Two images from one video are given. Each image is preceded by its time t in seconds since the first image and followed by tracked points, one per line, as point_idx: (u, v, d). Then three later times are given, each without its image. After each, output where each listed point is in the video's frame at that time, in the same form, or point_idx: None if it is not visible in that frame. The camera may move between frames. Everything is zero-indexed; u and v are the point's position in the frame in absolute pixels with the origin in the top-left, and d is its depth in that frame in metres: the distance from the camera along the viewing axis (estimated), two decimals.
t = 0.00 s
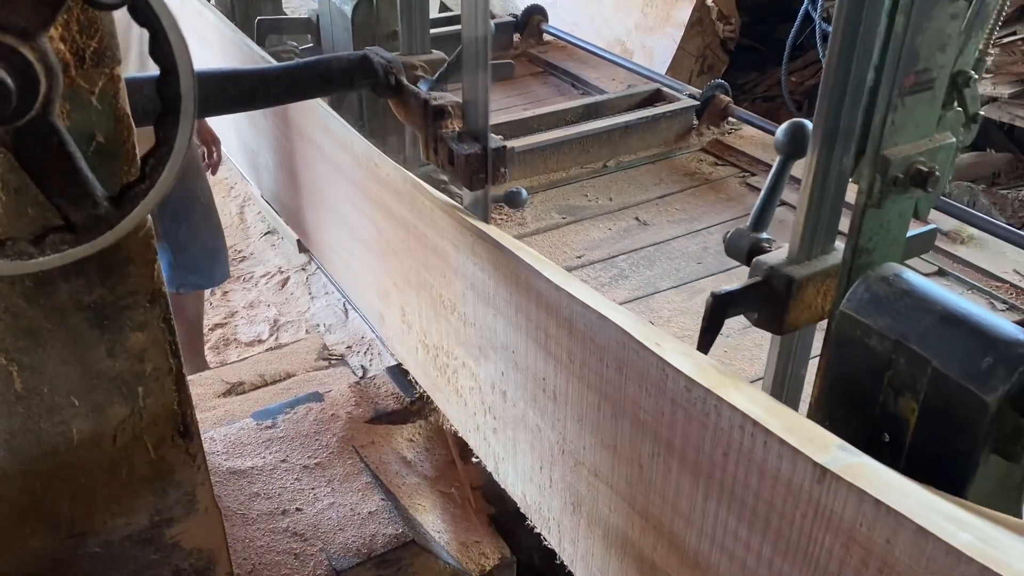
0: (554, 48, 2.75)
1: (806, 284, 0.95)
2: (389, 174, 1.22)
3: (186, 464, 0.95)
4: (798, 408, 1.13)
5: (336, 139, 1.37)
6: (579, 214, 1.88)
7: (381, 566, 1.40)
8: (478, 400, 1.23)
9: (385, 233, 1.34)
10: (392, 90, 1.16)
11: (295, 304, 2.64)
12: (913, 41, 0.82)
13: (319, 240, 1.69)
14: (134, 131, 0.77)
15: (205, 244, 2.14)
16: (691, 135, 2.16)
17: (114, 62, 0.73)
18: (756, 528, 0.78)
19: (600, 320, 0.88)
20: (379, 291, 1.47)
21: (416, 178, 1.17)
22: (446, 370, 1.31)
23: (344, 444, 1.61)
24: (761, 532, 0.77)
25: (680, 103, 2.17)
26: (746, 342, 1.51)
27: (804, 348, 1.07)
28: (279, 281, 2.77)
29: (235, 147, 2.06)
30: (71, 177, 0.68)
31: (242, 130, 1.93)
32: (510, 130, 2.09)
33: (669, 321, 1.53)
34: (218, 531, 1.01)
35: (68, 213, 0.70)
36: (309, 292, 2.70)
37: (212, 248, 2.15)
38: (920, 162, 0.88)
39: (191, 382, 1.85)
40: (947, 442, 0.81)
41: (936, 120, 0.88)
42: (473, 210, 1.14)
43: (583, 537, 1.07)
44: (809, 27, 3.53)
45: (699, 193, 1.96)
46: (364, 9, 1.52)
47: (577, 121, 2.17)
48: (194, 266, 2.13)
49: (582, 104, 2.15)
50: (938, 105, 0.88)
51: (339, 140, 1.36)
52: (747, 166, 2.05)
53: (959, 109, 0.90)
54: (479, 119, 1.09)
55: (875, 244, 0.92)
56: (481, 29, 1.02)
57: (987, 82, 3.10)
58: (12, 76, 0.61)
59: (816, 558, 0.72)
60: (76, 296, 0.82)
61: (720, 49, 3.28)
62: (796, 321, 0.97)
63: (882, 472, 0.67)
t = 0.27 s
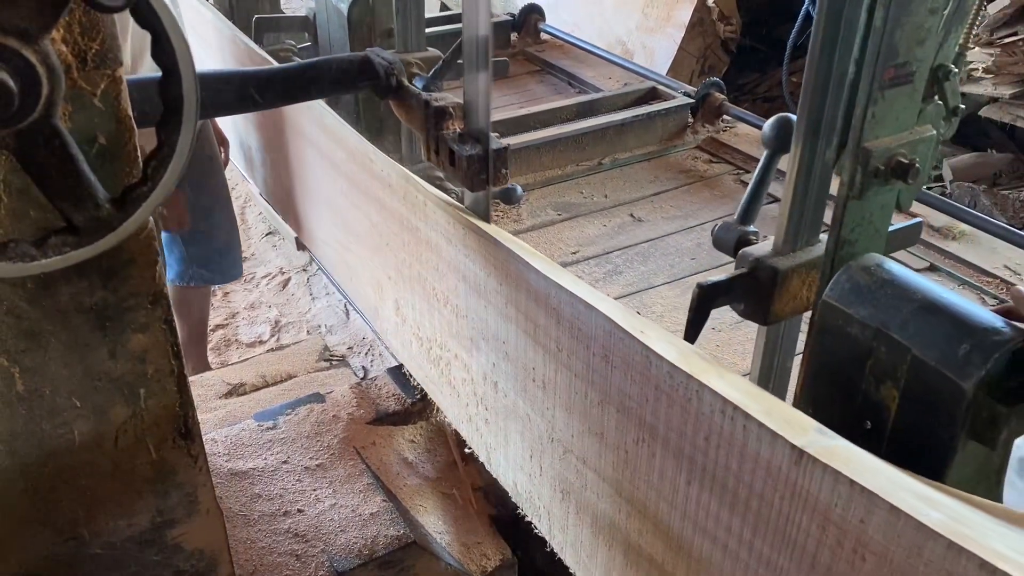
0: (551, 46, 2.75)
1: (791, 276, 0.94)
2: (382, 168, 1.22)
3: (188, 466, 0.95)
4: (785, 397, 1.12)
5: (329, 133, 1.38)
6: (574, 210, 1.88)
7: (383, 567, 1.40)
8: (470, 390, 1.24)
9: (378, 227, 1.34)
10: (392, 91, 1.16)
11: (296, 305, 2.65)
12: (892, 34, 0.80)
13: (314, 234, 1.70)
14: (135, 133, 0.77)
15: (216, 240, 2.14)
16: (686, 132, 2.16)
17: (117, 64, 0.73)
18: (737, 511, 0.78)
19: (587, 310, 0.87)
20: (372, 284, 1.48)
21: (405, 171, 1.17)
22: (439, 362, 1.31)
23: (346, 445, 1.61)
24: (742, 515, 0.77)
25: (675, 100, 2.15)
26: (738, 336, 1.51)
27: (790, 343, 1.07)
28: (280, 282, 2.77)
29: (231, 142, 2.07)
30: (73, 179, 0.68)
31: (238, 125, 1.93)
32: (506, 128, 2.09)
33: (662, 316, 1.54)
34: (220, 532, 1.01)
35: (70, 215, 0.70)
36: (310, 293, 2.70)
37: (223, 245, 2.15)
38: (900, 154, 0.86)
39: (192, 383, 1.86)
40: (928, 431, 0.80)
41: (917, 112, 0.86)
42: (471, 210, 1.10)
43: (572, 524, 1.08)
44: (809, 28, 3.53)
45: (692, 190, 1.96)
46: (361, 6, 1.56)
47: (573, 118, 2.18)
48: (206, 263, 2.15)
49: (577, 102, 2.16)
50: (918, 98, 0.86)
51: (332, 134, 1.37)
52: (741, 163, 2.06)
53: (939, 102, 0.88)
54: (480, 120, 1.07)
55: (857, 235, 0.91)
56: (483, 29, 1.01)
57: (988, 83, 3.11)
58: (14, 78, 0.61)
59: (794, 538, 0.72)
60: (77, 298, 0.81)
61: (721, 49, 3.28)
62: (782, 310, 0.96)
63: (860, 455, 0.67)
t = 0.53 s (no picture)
0: (547, 44, 2.76)
1: (774, 264, 1.01)
2: (375, 162, 1.25)
3: (189, 466, 0.95)
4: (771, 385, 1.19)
5: (323, 128, 1.41)
6: (567, 206, 1.88)
7: (384, 567, 1.40)
8: (462, 380, 1.27)
9: (371, 221, 1.37)
10: (394, 92, 1.17)
11: (297, 306, 2.64)
12: (869, 26, 0.85)
13: (307, 228, 1.72)
14: (137, 134, 0.77)
15: (225, 239, 2.15)
16: (680, 129, 2.16)
17: (118, 64, 0.73)
18: (726, 497, 0.80)
19: (573, 296, 0.91)
20: (365, 277, 1.50)
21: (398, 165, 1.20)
22: (432, 352, 1.34)
23: (348, 446, 1.61)
24: (720, 495, 0.81)
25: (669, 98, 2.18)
26: (728, 330, 1.52)
27: (775, 335, 1.14)
28: (280, 282, 2.77)
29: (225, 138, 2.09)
30: (76, 180, 0.68)
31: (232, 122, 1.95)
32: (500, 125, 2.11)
33: (655, 310, 1.54)
34: (222, 533, 1.01)
35: (72, 215, 0.70)
36: (311, 294, 2.70)
37: (233, 244, 2.16)
38: (879, 144, 0.92)
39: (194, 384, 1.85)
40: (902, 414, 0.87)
41: (896, 104, 0.92)
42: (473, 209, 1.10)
43: (561, 508, 1.12)
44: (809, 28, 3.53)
45: (684, 186, 1.96)
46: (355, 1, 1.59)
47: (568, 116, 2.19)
48: (213, 263, 2.16)
49: (572, 99, 2.17)
50: (896, 90, 0.92)
51: (326, 129, 1.39)
52: (735, 159, 2.06)
53: (918, 94, 0.94)
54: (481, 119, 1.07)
55: (838, 225, 0.97)
56: (484, 28, 1.01)
57: (989, 83, 3.10)
58: (17, 78, 0.61)
59: (770, 515, 0.76)
60: (78, 298, 0.81)
61: (721, 50, 3.27)
62: (765, 298, 1.03)
63: (832, 434, 0.71)
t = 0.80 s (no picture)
0: (543, 42, 2.78)
1: (756, 253, 1.05)
2: (367, 153, 1.26)
3: (190, 466, 0.95)
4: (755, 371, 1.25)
5: (317, 121, 1.41)
6: (561, 201, 1.91)
7: (385, 568, 1.39)
8: (453, 367, 1.27)
9: (364, 212, 1.38)
10: (395, 92, 1.17)
11: (298, 307, 2.64)
12: (845, 18, 0.89)
13: (300, 220, 1.73)
14: (138, 134, 0.77)
15: (228, 237, 2.15)
16: (675, 126, 2.18)
17: (120, 64, 0.73)
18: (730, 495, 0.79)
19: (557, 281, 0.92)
20: (357, 268, 1.51)
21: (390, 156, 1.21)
22: (424, 342, 1.34)
23: (349, 446, 1.61)
24: (697, 473, 0.82)
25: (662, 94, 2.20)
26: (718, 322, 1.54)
27: (757, 326, 1.23)
28: (281, 282, 2.77)
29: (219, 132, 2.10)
30: (78, 180, 0.68)
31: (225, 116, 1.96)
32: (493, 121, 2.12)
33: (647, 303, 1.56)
34: (223, 533, 1.01)
35: (74, 215, 0.70)
36: (312, 294, 2.70)
37: (235, 242, 2.17)
38: (857, 134, 0.95)
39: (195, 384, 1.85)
40: (881, 400, 0.89)
41: (872, 95, 0.96)
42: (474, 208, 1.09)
43: (548, 495, 1.12)
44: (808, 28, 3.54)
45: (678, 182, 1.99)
46: None
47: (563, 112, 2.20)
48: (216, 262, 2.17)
49: (567, 96, 2.19)
50: (873, 81, 0.95)
51: (320, 122, 1.40)
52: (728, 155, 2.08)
53: (896, 85, 0.98)
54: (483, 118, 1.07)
55: (818, 213, 1.00)
56: (484, 28, 1.01)
57: (990, 83, 3.10)
58: (20, 78, 0.61)
59: (745, 492, 0.77)
60: (80, 298, 0.81)
61: (722, 50, 3.27)
62: (748, 287, 1.06)
63: (806, 411, 0.71)
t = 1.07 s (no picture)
0: (538, 42, 2.87)
1: (737, 243, 1.07)
2: (358, 148, 1.27)
3: (190, 467, 0.95)
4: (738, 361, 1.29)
5: (309, 116, 1.42)
6: (554, 198, 2.05)
7: (385, 568, 1.40)
8: (442, 358, 1.29)
9: (355, 207, 1.39)
10: (395, 94, 1.18)
11: (298, 307, 2.65)
12: (821, 12, 0.89)
13: (294, 214, 1.74)
14: (138, 136, 0.77)
15: (228, 236, 2.16)
16: (668, 124, 2.28)
17: (120, 67, 0.73)
18: (727, 494, 0.79)
19: (542, 271, 0.93)
20: (350, 261, 1.52)
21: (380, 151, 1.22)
22: (415, 333, 1.35)
23: (349, 446, 1.61)
24: (674, 454, 0.84)
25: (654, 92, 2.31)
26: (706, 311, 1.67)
27: (738, 317, 1.25)
28: (281, 283, 2.77)
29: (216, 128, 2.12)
30: (78, 183, 0.69)
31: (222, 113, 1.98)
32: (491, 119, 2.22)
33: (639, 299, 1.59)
34: (223, 534, 1.01)
35: (74, 217, 0.70)
36: (312, 295, 2.70)
37: (235, 241, 2.18)
38: (833, 126, 0.96)
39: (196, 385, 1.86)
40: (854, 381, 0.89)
41: (849, 88, 0.97)
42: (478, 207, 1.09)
43: (537, 483, 1.14)
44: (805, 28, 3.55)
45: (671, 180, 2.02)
46: None
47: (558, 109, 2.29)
48: (215, 259, 2.19)
49: (561, 93, 2.28)
50: (849, 75, 0.96)
51: (312, 117, 1.41)
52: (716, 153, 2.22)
53: (873, 79, 0.98)
54: (482, 120, 1.07)
55: (796, 204, 1.00)
56: (484, 30, 1.01)
57: (989, 84, 3.11)
58: (20, 81, 0.61)
59: (719, 471, 0.79)
60: (80, 300, 0.81)
61: (721, 51, 3.27)
62: (729, 276, 1.09)
63: (774, 392, 0.74)
